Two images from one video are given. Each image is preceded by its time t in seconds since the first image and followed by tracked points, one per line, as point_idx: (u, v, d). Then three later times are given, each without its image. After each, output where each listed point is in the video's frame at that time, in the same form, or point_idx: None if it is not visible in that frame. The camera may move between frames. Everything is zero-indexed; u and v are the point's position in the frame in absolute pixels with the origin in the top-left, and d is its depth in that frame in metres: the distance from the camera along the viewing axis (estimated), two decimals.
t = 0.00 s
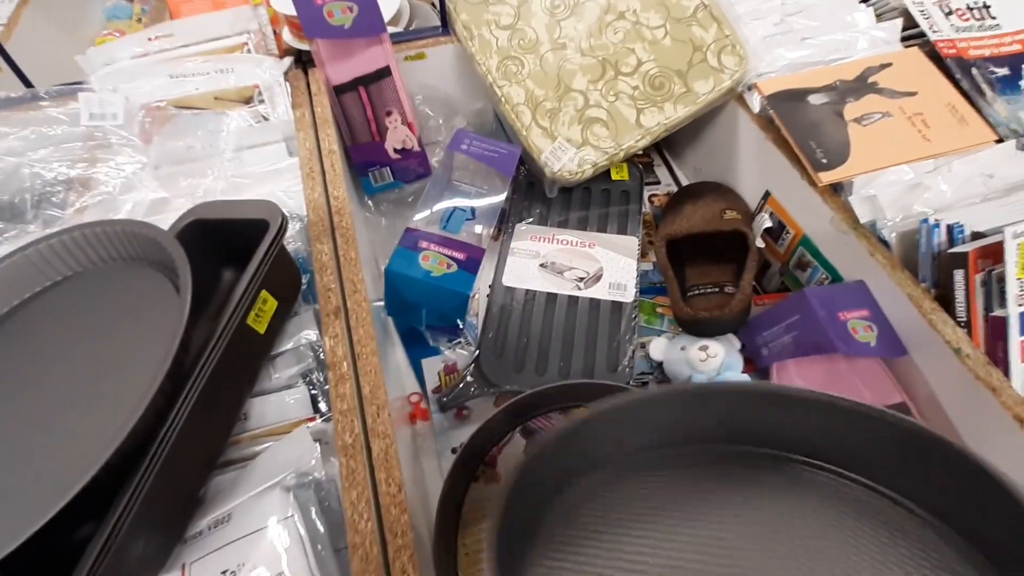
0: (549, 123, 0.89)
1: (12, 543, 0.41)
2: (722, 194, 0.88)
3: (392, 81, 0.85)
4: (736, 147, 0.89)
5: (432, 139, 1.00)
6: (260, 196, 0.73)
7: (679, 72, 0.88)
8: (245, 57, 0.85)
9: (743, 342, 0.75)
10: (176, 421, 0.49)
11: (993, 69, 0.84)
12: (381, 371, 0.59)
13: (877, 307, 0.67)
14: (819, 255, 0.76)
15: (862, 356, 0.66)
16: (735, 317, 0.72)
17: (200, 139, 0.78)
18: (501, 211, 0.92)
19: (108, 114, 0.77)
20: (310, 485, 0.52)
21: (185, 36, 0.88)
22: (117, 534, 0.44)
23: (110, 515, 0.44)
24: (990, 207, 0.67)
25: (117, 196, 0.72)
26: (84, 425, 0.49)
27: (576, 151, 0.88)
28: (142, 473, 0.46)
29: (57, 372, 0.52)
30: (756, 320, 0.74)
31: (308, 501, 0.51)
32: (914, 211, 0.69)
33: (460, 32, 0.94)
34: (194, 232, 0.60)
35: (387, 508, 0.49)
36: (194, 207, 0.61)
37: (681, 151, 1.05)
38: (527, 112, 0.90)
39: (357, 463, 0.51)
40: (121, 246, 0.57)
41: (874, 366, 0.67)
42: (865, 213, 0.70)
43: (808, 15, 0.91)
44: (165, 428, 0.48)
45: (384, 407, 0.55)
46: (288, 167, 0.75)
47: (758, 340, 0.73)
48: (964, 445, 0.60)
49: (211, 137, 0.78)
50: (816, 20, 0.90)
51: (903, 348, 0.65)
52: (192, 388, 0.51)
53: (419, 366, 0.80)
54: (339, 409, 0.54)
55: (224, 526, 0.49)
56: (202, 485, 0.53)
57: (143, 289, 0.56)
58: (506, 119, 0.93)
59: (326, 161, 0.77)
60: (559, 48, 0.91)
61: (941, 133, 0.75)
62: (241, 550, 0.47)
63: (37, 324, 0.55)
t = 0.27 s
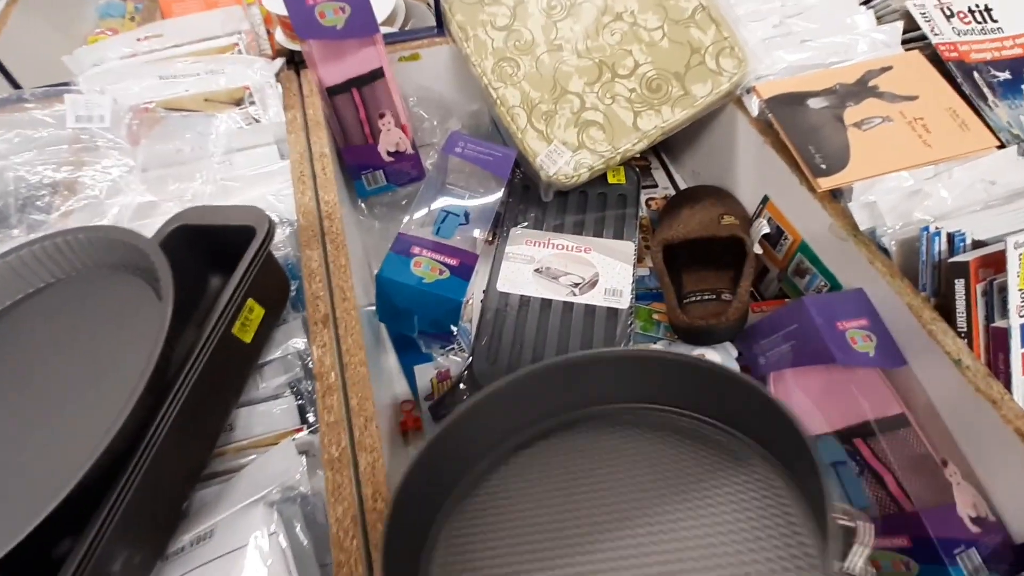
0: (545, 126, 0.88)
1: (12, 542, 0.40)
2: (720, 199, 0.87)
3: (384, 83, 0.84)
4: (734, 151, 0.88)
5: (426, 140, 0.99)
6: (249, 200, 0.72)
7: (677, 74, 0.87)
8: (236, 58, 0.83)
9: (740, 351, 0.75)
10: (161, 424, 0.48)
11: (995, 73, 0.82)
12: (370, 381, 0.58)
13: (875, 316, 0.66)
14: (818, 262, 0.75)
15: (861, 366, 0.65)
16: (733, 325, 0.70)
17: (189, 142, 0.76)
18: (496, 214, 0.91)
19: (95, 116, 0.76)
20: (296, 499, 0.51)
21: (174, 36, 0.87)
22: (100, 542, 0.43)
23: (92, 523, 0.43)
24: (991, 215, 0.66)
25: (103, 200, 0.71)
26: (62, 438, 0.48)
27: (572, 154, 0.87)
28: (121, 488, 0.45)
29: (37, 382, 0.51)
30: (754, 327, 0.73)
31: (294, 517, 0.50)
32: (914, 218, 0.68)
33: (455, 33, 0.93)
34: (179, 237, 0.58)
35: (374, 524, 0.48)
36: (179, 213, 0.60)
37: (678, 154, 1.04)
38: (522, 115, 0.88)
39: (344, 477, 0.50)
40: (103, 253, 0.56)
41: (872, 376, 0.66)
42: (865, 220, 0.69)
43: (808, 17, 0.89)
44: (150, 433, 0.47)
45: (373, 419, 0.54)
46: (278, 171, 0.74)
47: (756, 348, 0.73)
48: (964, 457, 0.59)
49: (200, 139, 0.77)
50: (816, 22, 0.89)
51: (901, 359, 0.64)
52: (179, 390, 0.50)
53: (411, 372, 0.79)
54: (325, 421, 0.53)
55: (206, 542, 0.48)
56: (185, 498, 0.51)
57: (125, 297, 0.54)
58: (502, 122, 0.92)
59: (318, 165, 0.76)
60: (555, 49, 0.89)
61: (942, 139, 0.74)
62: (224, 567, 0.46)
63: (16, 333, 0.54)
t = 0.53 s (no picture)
0: (539, 127, 0.86)
1: None
2: (717, 202, 0.86)
3: (374, 84, 0.82)
4: (732, 153, 0.86)
5: (418, 142, 0.97)
6: (233, 205, 0.70)
7: (674, 74, 0.85)
8: (221, 58, 0.81)
9: (737, 358, 0.73)
10: (144, 428, 0.47)
11: (998, 73, 0.81)
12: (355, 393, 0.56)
13: (876, 324, 0.65)
14: (817, 267, 0.74)
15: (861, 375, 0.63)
16: (730, 332, 0.69)
17: (173, 145, 0.74)
18: (489, 217, 0.88)
19: (76, 119, 0.74)
20: (279, 517, 0.50)
21: (158, 35, 0.85)
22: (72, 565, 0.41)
23: (71, 532, 0.42)
24: (995, 220, 0.65)
25: (84, 205, 0.69)
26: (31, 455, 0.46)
27: (567, 156, 0.85)
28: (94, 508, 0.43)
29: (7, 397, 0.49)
30: (753, 334, 0.71)
31: (277, 535, 0.49)
32: (916, 223, 0.66)
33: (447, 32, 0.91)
34: (159, 245, 0.56)
35: (358, 544, 0.47)
36: (159, 218, 0.58)
37: (675, 155, 1.02)
38: (516, 115, 0.87)
39: (328, 495, 0.48)
40: (79, 260, 0.54)
41: (872, 385, 0.64)
42: (865, 225, 0.67)
43: (807, 15, 0.87)
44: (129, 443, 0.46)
45: (358, 434, 0.52)
46: (264, 174, 0.72)
47: (755, 355, 0.71)
48: (967, 470, 0.58)
49: (184, 142, 0.75)
50: (816, 21, 0.87)
51: (903, 367, 0.62)
52: (159, 399, 0.48)
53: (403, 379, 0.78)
54: (310, 436, 0.51)
55: (185, 563, 0.46)
56: (164, 517, 0.50)
57: (100, 307, 0.52)
58: (495, 123, 0.90)
59: (305, 168, 0.74)
60: (550, 49, 0.87)
61: (945, 140, 0.72)
62: None
63: None
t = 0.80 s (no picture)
0: (533, 127, 0.85)
1: None
2: (713, 202, 0.85)
3: (367, 84, 0.81)
4: (728, 153, 0.85)
5: (411, 142, 0.96)
6: (223, 208, 0.69)
7: (669, 73, 0.84)
8: (211, 59, 0.80)
9: (733, 361, 0.73)
10: (136, 429, 0.47)
11: (996, 72, 0.80)
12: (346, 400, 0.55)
13: (873, 327, 0.64)
14: (814, 269, 0.73)
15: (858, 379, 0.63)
16: (725, 335, 0.68)
17: (162, 147, 0.73)
18: (483, 218, 0.88)
19: (62, 122, 0.73)
20: (268, 526, 0.49)
21: (146, 36, 0.84)
22: None
23: (58, 540, 0.41)
24: (993, 221, 0.64)
25: (71, 209, 0.68)
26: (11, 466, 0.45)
27: (561, 157, 0.84)
28: (79, 520, 0.42)
29: None
30: (748, 337, 0.71)
31: (267, 546, 0.48)
32: (912, 226, 0.66)
33: (440, 31, 0.90)
34: (144, 250, 0.55)
35: (347, 555, 0.46)
36: (145, 224, 0.57)
37: (671, 154, 1.01)
38: (510, 116, 0.86)
39: (318, 504, 0.48)
40: (62, 266, 0.53)
41: (870, 389, 0.63)
42: (862, 227, 0.66)
43: (804, 13, 0.86)
44: (114, 454, 0.45)
45: (349, 441, 0.51)
46: (254, 177, 0.72)
47: (750, 358, 0.71)
48: (964, 474, 0.57)
49: (172, 144, 0.74)
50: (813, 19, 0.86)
51: (900, 371, 0.62)
52: (145, 408, 0.48)
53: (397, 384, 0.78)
54: (299, 444, 0.50)
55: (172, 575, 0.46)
56: (151, 527, 0.49)
57: (84, 314, 0.51)
58: (489, 123, 0.89)
59: (296, 170, 0.72)
60: (544, 48, 0.86)
61: (943, 140, 0.71)
62: None
63: None
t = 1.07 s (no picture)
0: (524, 130, 0.84)
1: None
2: (706, 204, 0.84)
3: (355, 87, 0.81)
4: (721, 154, 0.85)
5: (402, 144, 0.95)
6: (209, 214, 0.68)
7: (661, 75, 0.83)
8: (196, 63, 0.80)
9: (725, 365, 0.72)
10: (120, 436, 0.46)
11: (992, 70, 0.79)
12: (331, 412, 0.55)
13: (865, 332, 0.63)
14: (806, 272, 0.72)
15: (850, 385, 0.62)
16: (717, 340, 0.67)
17: (147, 153, 0.73)
18: (473, 221, 0.86)
19: (46, 129, 0.72)
20: (250, 541, 0.48)
21: (131, 40, 0.83)
22: None
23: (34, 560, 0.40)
24: (986, 224, 0.63)
25: (55, 217, 0.67)
26: None
27: (552, 159, 0.84)
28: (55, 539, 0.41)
29: None
30: (739, 343, 0.70)
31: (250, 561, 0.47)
32: (904, 229, 0.65)
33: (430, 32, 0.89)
34: (125, 260, 0.54)
35: (331, 570, 0.46)
36: (127, 233, 0.56)
37: (665, 155, 1.00)
38: (501, 118, 0.85)
39: (300, 518, 0.47)
40: (40, 277, 0.52)
41: (861, 395, 0.63)
42: (854, 230, 0.66)
43: (798, 12, 0.85)
44: (91, 470, 0.44)
45: (331, 455, 0.51)
46: (241, 181, 0.70)
47: (741, 364, 0.70)
48: (956, 481, 0.57)
49: (158, 150, 0.73)
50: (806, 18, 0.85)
51: (893, 377, 0.61)
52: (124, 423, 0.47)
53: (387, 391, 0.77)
54: (283, 457, 0.50)
55: None
56: (133, 543, 0.48)
57: (62, 326, 0.50)
58: (479, 125, 0.88)
59: (283, 177, 0.72)
60: (534, 49, 0.86)
61: (936, 141, 0.70)
62: None
63: None
